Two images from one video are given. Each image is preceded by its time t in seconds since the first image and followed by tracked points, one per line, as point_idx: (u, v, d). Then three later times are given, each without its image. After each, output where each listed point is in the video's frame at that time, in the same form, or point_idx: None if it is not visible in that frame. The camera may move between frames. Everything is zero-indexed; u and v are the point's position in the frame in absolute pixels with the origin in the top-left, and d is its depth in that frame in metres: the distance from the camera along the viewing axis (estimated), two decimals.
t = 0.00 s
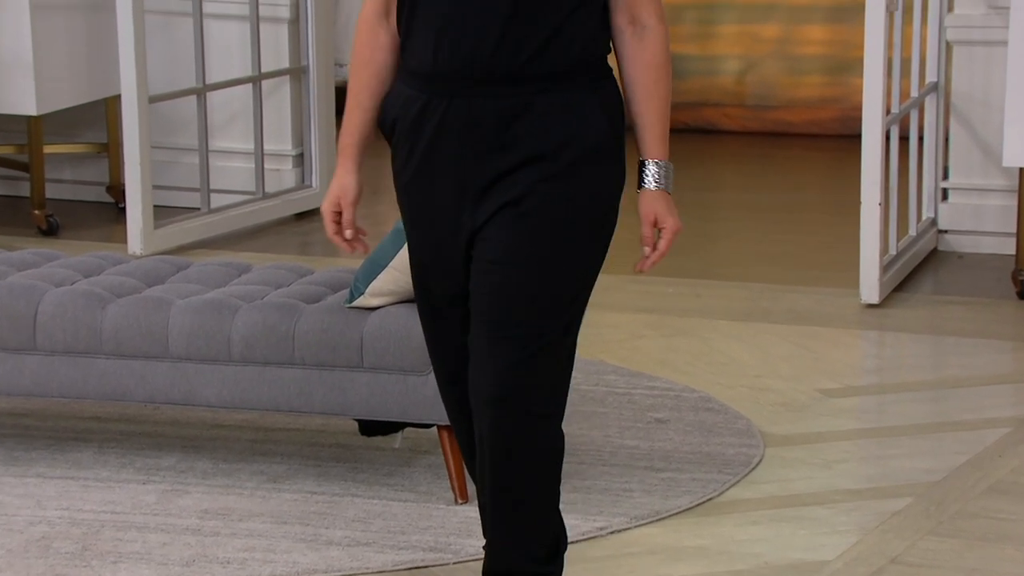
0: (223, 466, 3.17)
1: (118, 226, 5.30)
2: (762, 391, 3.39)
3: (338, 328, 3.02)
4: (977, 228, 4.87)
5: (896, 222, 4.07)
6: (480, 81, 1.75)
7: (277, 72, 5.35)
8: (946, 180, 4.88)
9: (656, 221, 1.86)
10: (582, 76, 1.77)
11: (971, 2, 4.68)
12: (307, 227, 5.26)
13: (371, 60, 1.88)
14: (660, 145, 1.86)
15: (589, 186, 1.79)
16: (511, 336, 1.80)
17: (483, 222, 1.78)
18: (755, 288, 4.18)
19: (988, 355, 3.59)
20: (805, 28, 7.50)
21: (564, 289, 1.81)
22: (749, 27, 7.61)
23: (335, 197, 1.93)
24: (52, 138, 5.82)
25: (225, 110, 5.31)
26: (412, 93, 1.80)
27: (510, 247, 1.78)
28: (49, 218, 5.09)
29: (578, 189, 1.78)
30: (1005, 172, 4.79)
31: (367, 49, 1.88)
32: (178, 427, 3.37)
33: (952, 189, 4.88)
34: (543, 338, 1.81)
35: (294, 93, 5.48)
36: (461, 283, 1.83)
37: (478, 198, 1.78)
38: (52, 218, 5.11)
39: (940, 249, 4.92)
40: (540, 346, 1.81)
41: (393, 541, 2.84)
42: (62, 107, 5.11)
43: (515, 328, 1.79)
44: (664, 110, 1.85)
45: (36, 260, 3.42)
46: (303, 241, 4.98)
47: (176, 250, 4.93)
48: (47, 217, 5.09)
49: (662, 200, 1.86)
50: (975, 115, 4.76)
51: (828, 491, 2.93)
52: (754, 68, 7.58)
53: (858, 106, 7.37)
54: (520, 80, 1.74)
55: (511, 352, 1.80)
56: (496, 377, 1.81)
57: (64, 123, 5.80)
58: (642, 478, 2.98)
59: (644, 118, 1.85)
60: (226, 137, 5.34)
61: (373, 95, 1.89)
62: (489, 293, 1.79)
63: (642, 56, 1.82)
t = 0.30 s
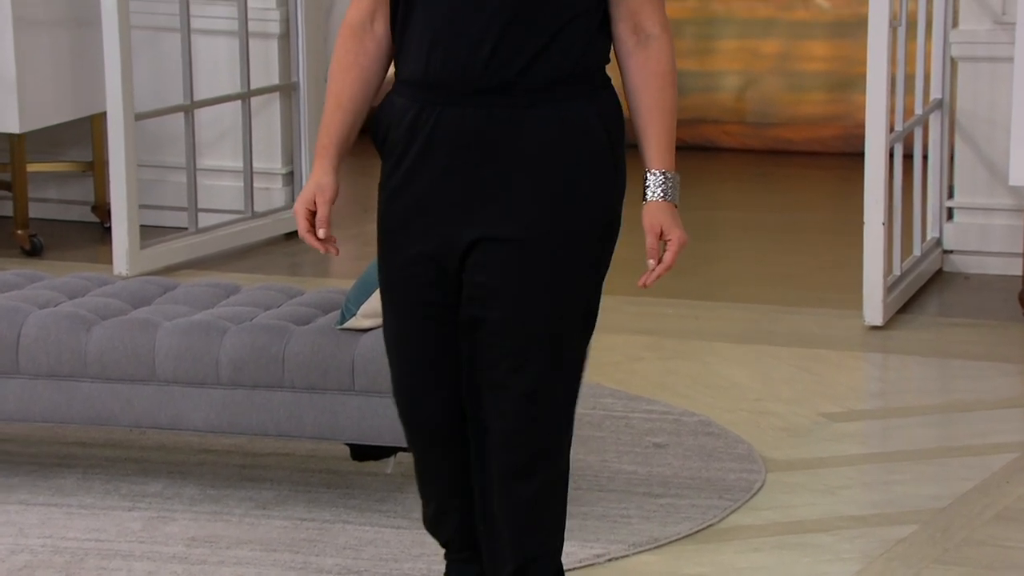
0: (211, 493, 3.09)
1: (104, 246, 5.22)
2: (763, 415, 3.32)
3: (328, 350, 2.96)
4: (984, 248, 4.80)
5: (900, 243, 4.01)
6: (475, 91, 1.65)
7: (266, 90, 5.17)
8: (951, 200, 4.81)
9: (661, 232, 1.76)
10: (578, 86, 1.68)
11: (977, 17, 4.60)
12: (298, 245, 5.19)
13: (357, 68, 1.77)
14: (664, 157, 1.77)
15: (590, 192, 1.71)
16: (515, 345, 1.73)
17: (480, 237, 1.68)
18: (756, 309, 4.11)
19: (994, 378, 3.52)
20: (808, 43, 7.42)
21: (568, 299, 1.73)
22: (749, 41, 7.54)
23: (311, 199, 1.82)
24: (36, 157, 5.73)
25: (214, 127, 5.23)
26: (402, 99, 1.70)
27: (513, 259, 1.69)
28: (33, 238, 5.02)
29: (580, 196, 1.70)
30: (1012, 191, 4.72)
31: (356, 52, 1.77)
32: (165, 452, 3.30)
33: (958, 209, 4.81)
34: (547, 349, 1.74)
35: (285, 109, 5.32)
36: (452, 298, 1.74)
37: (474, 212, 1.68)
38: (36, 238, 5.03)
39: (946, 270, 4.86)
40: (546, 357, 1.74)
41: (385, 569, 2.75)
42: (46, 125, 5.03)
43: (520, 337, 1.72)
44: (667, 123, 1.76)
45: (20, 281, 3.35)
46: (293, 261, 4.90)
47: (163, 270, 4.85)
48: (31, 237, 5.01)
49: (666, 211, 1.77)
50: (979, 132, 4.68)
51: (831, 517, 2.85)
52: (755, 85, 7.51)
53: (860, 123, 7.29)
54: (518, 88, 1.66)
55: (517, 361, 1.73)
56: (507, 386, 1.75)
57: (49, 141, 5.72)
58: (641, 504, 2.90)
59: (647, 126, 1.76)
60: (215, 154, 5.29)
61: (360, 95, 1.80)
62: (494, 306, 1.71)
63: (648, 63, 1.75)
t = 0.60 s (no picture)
0: (198, 519, 3.01)
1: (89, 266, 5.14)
2: (763, 439, 3.25)
3: (319, 371, 2.88)
4: (989, 268, 4.73)
5: (905, 263, 3.95)
6: (473, 114, 1.58)
7: (254, 106, 5.02)
8: (957, 219, 4.74)
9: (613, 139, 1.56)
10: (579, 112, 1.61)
11: (981, 32, 4.53)
12: (287, 263, 5.11)
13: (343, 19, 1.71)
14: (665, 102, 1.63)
15: (597, 215, 1.62)
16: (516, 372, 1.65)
17: (478, 265, 1.60)
18: (756, 329, 4.05)
19: (999, 401, 3.46)
20: (809, 59, 7.22)
21: (573, 323, 1.65)
22: (751, 57, 7.32)
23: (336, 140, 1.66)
24: (20, 175, 5.65)
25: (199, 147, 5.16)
26: (399, 125, 1.64)
27: (514, 287, 1.61)
28: (16, 257, 4.93)
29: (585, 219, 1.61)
30: (1018, 210, 4.64)
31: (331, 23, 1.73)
32: (150, 477, 3.22)
33: (964, 228, 4.73)
34: (551, 377, 1.65)
35: (275, 125, 5.18)
36: (450, 328, 1.65)
37: (472, 239, 1.61)
38: (19, 257, 4.95)
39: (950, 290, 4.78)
40: (549, 385, 1.66)
41: None
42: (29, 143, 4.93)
43: (521, 364, 1.64)
44: (679, 89, 1.64)
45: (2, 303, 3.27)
46: (284, 281, 4.83)
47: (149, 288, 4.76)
48: (13, 257, 4.93)
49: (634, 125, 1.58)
50: (984, 148, 4.61)
51: (833, 543, 2.77)
52: (756, 99, 7.31)
53: (864, 140, 7.13)
54: (517, 111, 1.58)
55: (518, 388, 1.66)
56: (510, 412, 1.67)
57: (33, 158, 5.64)
58: (639, 529, 2.82)
59: (659, 78, 1.65)
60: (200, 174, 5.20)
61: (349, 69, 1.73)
62: (493, 334, 1.63)
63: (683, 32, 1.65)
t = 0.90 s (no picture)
0: (186, 546, 2.94)
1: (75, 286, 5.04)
2: (765, 464, 3.18)
3: (310, 395, 2.81)
4: (997, 289, 4.59)
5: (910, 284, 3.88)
6: (474, 132, 1.61)
7: (245, 123, 4.89)
8: (963, 239, 4.60)
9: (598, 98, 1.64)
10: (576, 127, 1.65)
11: (988, 47, 4.44)
12: (278, 284, 5.00)
13: None
14: (690, 46, 1.76)
15: (597, 231, 1.65)
16: (518, 387, 1.68)
17: (480, 284, 1.63)
18: (758, 352, 3.97)
19: (1006, 426, 3.38)
20: (810, 75, 6.79)
21: (574, 337, 1.68)
22: (751, 73, 6.86)
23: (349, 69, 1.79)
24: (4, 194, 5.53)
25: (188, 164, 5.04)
26: (397, 146, 1.66)
27: (516, 304, 1.64)
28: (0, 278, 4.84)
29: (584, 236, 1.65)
30: None
31: None
32: (137, 504, 3.14)
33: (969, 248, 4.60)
34: (553, 391, 1.68)
35: (265, 143, 5.04)
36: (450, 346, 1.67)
37: (473, 258, 1.63)
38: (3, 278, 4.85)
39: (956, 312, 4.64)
40: (552, 399, 1.68)
41: None
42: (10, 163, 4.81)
43: (523, 379, 1.67)
44: (709, 29, 1.76)
45: None
46: (274, 302, 4.74)
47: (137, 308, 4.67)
48: None
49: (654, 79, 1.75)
50: (991, 166, 4.49)
51: (838, 571, 2.69)
52: (756, 116, 6.84)
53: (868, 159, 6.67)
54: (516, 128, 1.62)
55: (520, 404, 1.69)
56: (512, 426, 1.70)
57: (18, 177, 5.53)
58: (638, 557, 2.74)
59: (690, 18, 1.77)
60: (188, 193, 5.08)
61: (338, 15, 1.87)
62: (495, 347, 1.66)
63: None
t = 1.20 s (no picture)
0: None
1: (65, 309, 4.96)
2: (769, 493, 3.11)
3: (303, 422, 2.74)
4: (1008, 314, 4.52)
5: (918, 309, 3.81)
6: (475, 154, 1.62)
7: (238, 143, 4.82)
8: (972, 263, 4.53)
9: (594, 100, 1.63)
10: (580, 146, 1.65)
11: (998, 68, 4.37)
12: (270, 308, 4.93)
13: None
14: (683, 65, 1.72)
15: (601, 253, 1.65)
16: (522, 411, 1.67)
17: (483, 308, 1.63)
18: (762, 379, 3.90)
19: (1018, 455, 3.31)
20: (816, 94, 6.65)
21: (579, 362, 1.67)
22: (756, 92, 6.73)
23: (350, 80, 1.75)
24: None
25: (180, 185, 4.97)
26: (399, 170, 1.66)
27: (519, 328, 1.64)
28: None
29: (588, 260, 1.64)
30: None
31: None
32: (126, 535, 3.07)
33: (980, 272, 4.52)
34: (559, 415, 1.67)
35: (258, 165, 4.97)
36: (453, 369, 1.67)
37: (476, 282, 1.63)
38: None
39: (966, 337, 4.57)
40: (557, 423, 1.68)
41: None
42: None
43: (528, 404, 1.67)
44: (704, 51, 1.72)
45: None
46: (267, 327, 4.66)
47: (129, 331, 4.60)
48: None
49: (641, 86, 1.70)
50: (1002, 190, 4.42)
51: None
52: (760, 137, 6.75)
53: (874, 180, 6.59)
54: (520, 150, 1.62)
55: (525, 428, 1.68)
56: (517, 451, 1.69)
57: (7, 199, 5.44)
58: None
59: (686, 38, 1.72)
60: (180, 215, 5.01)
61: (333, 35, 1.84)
62: (499, 371, 1.65)
63: None
